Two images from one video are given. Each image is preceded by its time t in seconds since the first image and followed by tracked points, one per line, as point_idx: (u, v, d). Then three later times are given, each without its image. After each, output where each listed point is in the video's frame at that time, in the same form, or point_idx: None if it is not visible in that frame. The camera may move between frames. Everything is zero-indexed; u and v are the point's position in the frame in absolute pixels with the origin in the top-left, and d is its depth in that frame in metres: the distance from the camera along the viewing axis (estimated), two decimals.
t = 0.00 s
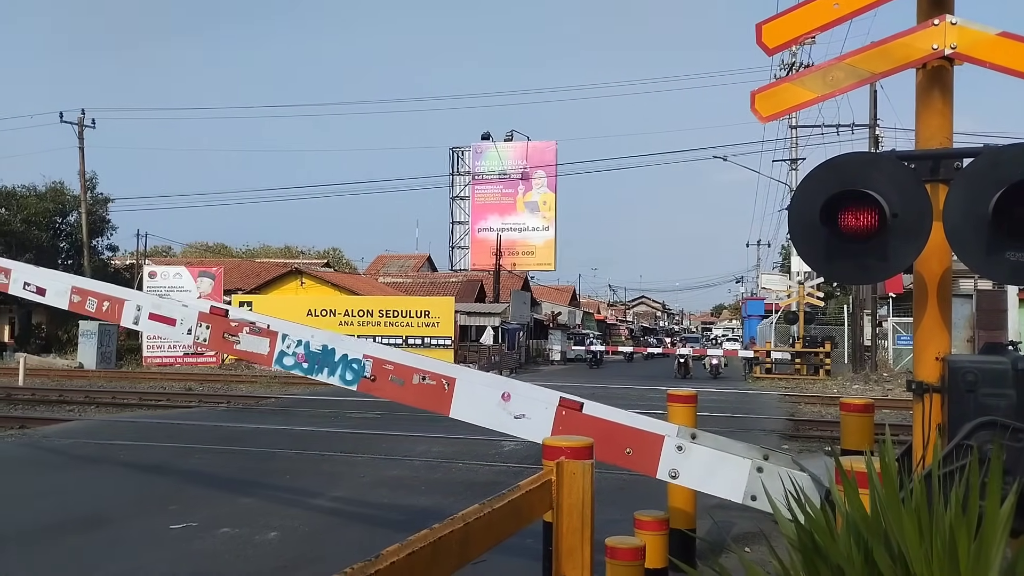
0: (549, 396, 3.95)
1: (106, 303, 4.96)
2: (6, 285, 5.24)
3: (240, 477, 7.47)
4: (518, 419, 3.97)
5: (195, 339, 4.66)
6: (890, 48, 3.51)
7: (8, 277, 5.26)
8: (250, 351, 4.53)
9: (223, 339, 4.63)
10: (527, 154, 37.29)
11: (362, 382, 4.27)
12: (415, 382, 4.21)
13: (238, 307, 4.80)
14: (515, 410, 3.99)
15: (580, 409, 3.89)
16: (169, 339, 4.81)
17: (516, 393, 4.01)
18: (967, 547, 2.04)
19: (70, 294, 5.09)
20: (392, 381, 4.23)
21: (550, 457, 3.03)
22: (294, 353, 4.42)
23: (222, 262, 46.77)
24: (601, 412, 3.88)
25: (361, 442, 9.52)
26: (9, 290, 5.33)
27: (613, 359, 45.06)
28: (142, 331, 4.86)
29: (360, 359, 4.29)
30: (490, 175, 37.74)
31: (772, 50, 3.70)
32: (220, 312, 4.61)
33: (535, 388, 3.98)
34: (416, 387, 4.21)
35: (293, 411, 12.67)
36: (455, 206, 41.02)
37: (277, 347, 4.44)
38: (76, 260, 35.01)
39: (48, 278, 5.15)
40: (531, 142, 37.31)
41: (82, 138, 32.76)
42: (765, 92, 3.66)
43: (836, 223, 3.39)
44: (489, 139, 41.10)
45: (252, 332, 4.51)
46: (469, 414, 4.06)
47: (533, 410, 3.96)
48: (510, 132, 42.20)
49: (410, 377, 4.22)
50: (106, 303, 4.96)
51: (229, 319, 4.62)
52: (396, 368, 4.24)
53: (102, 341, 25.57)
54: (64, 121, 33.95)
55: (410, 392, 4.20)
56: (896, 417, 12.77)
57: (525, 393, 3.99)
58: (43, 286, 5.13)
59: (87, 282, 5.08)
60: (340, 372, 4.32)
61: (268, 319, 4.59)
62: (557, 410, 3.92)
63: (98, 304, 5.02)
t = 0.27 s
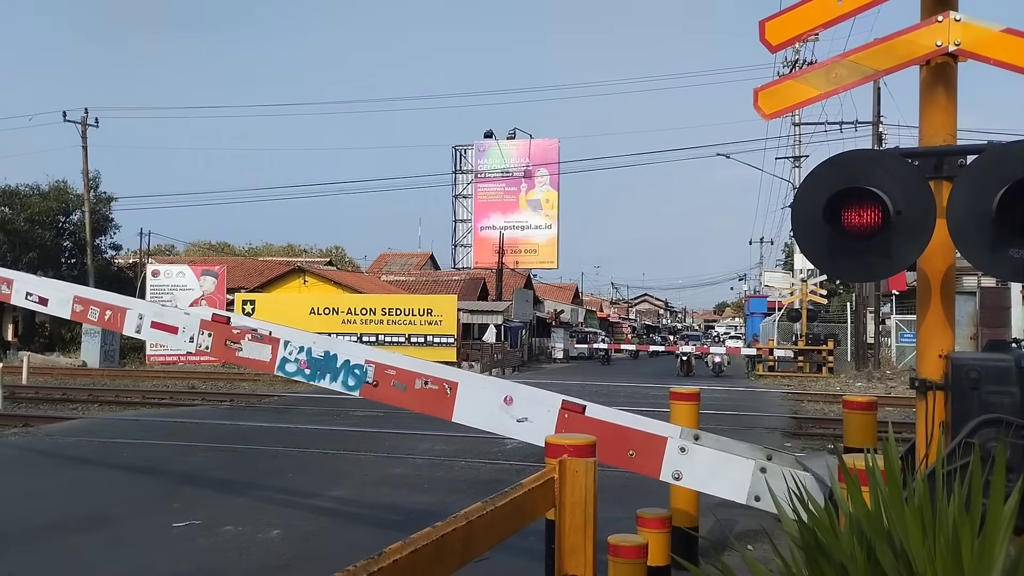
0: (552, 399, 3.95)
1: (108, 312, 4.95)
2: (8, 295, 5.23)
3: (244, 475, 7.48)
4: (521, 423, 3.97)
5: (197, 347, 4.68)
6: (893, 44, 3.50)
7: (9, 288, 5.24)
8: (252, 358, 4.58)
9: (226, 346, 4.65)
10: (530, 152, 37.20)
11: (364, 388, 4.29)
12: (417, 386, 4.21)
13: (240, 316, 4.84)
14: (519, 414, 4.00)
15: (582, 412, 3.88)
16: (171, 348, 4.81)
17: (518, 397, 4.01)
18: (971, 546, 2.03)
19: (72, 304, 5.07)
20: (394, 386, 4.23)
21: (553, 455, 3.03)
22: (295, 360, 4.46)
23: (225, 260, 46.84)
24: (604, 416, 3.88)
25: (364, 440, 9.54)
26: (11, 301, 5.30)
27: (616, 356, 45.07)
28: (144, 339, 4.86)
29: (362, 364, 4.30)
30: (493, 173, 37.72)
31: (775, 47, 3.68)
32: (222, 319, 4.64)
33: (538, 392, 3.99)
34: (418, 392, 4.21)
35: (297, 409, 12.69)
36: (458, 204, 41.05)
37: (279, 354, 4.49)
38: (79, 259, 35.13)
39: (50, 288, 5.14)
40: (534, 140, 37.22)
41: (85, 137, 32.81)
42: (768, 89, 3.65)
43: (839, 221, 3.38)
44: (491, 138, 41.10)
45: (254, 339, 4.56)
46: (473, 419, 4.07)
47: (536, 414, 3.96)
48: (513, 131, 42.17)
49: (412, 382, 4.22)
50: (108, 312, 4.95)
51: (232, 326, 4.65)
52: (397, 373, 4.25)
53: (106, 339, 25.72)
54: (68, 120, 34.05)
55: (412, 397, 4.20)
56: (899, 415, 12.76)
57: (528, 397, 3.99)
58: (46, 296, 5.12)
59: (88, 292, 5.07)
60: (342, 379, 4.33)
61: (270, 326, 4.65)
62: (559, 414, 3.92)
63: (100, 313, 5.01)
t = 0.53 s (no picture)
0: (546, 405, 3.95)
1: (101, 320, 4.97)
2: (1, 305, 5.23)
3: (237, 476, 7.45)
4: (517, 429, 3.97)
5: (190, 355, 4.68)
6: (887, 46, 3.51)
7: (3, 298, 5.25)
8: (246, 366, 4.57)
9: (219, 354, 4.65)
10: (526, 153, 37.29)
11: (359, 395, 4.30)
12: (412, 394, 4.21)
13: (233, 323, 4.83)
14: (514, 419, 4.00)
15: (578, 416, 3.88)
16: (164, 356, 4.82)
17: (513, 402, 4.02)
18: (963, 548, 2.04)
19: (65, 312, 5.09)
20: (389, 393, 4.24)
21: (548, 455, 3.02)
22: (289, 367, 4.46)
23: (220, 259, 46.75)
24: (599, 420, 3.88)
25: (359, 440, 9.52)
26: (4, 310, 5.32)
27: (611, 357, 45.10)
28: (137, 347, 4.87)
29: (356, 371, 4.31)
30: (489, 173, 37.71)
31: (770, 49, 3.69)
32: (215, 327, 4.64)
33: (532, 397, 3.99)
34: (413, 399, 4.22)
35: (292, 409, 12.67)
36: (453, 204, 41.07)
37: (273, 361, 4.48)
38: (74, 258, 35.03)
39: (43, 297, 5.14)
40: (530, 141, 37.34)
41: (80, 135, 32.72)
42: (763, 90, 3.66)
43: (833, 222, 3.39)
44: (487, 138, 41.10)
45: (248, 347, 4.55)
46: (467, 425, 4.06)
47: (531, 419, 3.96)
48: (509, 131, 42.21)
49: (407, 389, 4.23)
50: (101, 320, 4.97)
51: (225, 334, 4.65)
52: (392, 380, 4.25)
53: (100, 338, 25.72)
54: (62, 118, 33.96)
55: (407, 404, 4.21)
56: (894, 416, 12.78)
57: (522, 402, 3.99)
58: (38, 305, 5.11)
59: (82, 301, 5.08)
60: (336, 386, 4.35)
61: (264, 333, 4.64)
62: (554, 419, 3.92)
63: (93, 322, 5.02)
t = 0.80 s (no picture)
0: (546, 409, 3.96)
1: (101, 329, 5.01)
2: None
3: (238, 475, 7.46)
4: (517, 433, 3.98)
5: (190, 363, 4.72)
6: (887, 47, 3.52)
7: None
8: (246, 372, 4.63)
9: (219, 362, 4.70)
10: (526, 153, 37.22)
11: (359, 401, 4.32)
12: (412, 399, 4.23)
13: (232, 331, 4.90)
14: (513, 424, 4.00)
15: (578, 420, 3.88)
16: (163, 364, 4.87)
17: (513, 406, 4.02)
18: (963, 548, 2.04)
19: (64, 322, 5.12)
20: (389, 399, 4.26)
21: (548, 455, 3.02)
22: (289, 374, 4.50)
23: (220, 258, 46.75)
24: (601, 424, 3.88)
25: (359, 440, 9.53)
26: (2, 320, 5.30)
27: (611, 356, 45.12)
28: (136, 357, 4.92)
29: (356, 377, 4.33)
30: (489, 173, 37.63)
31: (771, 49, 3.69)
32: (216, 335, 4.71)
33: (532, 401, 3.99)
34: (413, 404, 4.23)
35: (292, 409, 12.67)
36: (453, 204, 41.12)
37: (273, 369, 4.52)
38: (74, 257, 35.10)
39: (41, 306, 5.14)
40: (530, 140, 37.26)
41: (80, 135, 32.75)
42: (763, 90, 3.66)
43: (834, 222, 3.39)
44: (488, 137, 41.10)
45: (247, 354, 4.59)
46: (467, 431, 4.07)
47: (531, 423, 3.97)
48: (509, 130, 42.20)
49: (407, 395, 4.25)
50: (101, 329, 5.01)
51: (225, 342, 4.71)
52: (392, 386, 4.28)
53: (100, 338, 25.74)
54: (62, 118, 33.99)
55: (407, 409, 4.23)
56: (894, 416, 12.79)
57: (522, 407, 4.00)
58: (37, 314, 5.12)
59: (81, 310, 5.11)
60: (336, 393, 4.37)
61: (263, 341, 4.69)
62: (554, 423, 3.92)
63: (92, 331, 5.06)
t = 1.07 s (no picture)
0: (547, 410, 3.94)
1: (100, 335, 5.02)
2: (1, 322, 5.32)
3: (238, 473, 7.47)
4: (517, 434, 3.98)
5: (190, 368, 4.73)
6: (888, 43, 3.51)
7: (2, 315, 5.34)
8: (245, 378, 4.62)
9: (218, 366, 4.70)
10: (527, 149, 37.22)
11: (359, 404, 4.32)
12: (411, 402, 4.22)
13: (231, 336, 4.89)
14: (513, 425, 4.00)
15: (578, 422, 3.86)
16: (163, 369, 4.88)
17: (513, 408, 4.02)
18: (963, 544, 2.04)
19: (64, 328, 5.17)
20: (388, 402, 4.26)
21: (548, 450, 3.01)
22: (289, 379, 4.48)
23: (221, 256, 46.73)
24: (601, 425, 3.88)
25: (360, 437, 9.54)
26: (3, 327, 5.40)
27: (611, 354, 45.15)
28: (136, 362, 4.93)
29: (355, 382, 4.33)
30: (489, 169, 37.68)
31: (772, 45, 3.68)
32: (214, 340, 4.70)
33: (532, 403, 3.98)
34: (412, 407, 4.22)
35: (292, 406, 12.68)
36: (454, 201, 41.13)
37: (273, 373, 4.51)
38: (74, 254, 35.11)
39: (43, 314, 5.22)
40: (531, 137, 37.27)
41: (80, 132, 32.77)
42: (764, 87, 3.66)
43: (834, 219, 3.39)
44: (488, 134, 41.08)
45: (246, 358, 4.60)
46: (467, 433, 4.07)
47: (531, 425, 3.97)
48: (509, 127, 42.21)
49: (406, 398, 4.24)
50: (100, 335, 5.03)
51: (224, 346, 4.70)
52: (391, 389, 4.27)
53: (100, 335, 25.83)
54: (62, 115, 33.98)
55: (406, 412, 4.22)
56: (894, 413, 12.80)
57: (523, 408, 4.00)
58: (38, 321, 5.20)
59: (80, 318, 5.15)
60: (336, 396, 4.37)
61: (261, 345, 4.68)
62: (554, 425, 3.92)
63: (92, 337, 5.08)
